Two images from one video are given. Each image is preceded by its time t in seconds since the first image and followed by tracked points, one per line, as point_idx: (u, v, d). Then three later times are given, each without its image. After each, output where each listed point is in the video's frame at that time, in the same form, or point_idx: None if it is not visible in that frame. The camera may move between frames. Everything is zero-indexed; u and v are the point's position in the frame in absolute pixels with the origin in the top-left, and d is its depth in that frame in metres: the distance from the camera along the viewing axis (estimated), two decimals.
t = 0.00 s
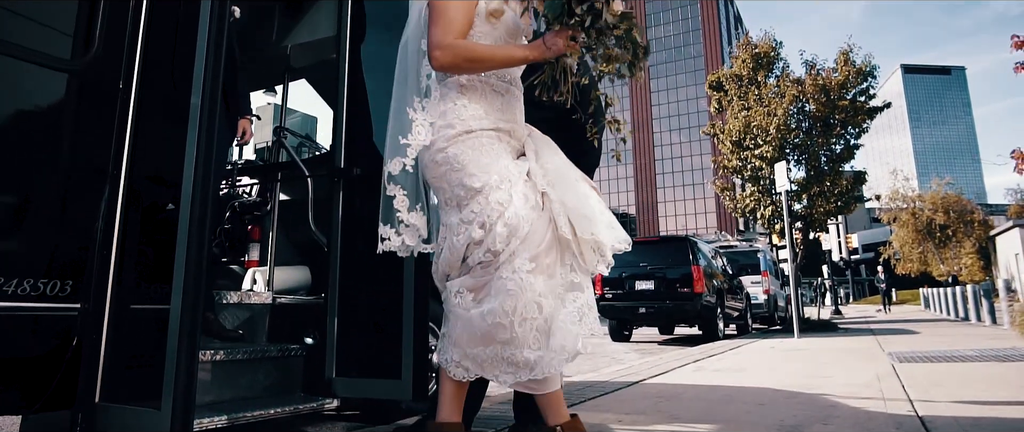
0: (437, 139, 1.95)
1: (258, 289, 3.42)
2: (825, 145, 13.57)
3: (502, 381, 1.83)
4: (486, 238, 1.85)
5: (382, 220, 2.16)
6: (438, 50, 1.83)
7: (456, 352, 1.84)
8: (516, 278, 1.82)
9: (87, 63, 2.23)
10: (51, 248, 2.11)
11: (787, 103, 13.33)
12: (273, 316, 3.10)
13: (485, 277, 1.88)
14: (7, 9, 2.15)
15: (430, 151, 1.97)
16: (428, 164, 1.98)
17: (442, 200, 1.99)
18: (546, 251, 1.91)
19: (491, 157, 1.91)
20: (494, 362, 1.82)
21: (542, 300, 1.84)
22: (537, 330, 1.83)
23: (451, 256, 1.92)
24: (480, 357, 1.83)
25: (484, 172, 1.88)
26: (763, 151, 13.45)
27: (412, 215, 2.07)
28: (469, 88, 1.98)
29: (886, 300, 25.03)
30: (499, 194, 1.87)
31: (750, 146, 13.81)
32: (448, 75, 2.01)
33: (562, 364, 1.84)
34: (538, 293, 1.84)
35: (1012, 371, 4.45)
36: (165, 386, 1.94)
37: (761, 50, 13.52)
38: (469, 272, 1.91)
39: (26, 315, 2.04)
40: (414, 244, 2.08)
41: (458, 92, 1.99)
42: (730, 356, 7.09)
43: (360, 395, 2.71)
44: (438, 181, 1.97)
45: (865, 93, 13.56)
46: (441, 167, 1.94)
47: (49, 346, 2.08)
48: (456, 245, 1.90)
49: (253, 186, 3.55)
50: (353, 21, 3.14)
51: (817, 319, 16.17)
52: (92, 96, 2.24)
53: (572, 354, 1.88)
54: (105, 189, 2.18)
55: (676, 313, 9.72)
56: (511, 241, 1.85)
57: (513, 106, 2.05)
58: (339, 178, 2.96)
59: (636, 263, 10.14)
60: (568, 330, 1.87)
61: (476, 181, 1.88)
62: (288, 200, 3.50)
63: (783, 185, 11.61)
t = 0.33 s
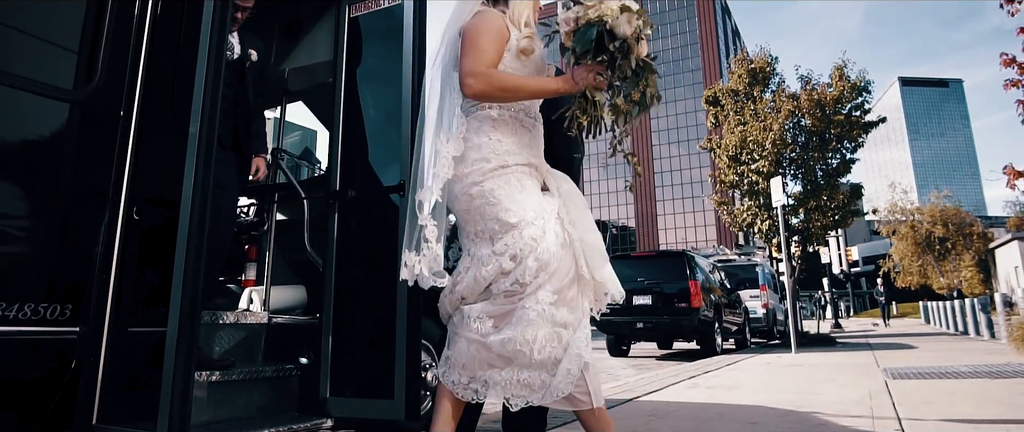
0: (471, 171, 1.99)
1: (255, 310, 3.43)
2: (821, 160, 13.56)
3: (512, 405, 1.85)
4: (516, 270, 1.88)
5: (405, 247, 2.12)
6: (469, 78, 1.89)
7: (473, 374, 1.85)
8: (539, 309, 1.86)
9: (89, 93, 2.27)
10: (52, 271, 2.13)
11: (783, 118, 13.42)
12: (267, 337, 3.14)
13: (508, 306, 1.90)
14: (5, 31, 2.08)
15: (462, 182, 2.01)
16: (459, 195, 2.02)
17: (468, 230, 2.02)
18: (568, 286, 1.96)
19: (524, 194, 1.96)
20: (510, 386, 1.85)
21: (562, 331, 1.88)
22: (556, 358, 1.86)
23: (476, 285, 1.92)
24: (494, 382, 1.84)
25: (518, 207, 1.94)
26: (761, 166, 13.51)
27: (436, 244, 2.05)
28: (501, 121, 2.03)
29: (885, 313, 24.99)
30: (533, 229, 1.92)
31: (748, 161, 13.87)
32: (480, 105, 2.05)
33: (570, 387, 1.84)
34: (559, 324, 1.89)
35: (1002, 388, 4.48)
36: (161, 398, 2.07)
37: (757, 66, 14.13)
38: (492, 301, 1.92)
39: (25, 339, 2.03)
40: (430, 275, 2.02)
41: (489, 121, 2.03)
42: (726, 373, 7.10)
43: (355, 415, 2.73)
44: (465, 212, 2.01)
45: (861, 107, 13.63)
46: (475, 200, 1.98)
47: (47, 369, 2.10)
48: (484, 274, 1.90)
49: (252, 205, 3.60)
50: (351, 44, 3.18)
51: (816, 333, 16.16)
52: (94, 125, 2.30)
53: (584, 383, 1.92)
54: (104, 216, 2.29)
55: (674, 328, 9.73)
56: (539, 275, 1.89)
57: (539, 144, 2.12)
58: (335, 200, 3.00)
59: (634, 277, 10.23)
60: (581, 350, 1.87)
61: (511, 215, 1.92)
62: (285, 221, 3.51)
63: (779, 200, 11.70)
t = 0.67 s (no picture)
0: (513, 203, 2.29)
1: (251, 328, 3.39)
2: (816, 173, 13.97)
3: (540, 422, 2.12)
4: (554, 293, 2.19)
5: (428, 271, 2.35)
6: (515, 111, 2.20)
7: (502, 387, 2.14)
8: (573, 331, 2.15)
9: (88, 120, 2.30)
10: (51, 292, 2.18)
11: (778, 132, 13.72)
12: (263, 354, 3.17)
13: (542, 327, 2.19)
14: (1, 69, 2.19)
15: (504, 209, 2.31)
16: (501, 220, 2.30)
17: (504, 255, 2.30)
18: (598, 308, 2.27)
19: (563, 223, 2.29)
20: (538, 403, 2.13)
21: (595, 354, 2.16)
22: (585, 380, 2.15)
23: (515, 305, 2.21)
24: (521, 399, 2.13)
25: (558, 235, 2.25)
26: (756, 180, 13.49)
27: (456, 271, 2.25)
28: (537, 152, 2.37)
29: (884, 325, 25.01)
30: (572, 255, 2.24)
31: (743, 175, 13.68)
32: (517, 136, 2.37)
33: (599, 408, 2.10)
34: (591, 348, 2.17)
35: (988, 403, 4.56)
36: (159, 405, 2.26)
37: (751, 80, 14.15)
38: (528, 324, 2.21)
39: (24, 360, 2.12)
40: (457, 298, 2.23)
41: (529, 157, 2.36)
42: (721, 388, 7.14)
43: None
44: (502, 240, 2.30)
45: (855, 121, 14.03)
46: (518, 225, 2.27)
47: (43, 389, 2.16)
48: (524, 295, 2.19)
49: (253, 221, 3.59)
50: (346, 69, 3.27)
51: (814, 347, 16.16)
52: (94, 151, 2.32)
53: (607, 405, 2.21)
54: (103, 242, 2.27)
55: (671, 343, 9.76)
56: (574, 298, 2.20)
57: (567, 176, 2.47)
58: (328, 220, 3.06)
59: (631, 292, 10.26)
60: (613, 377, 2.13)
61: (553, 242, 2.23)
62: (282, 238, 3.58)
63: (774, 215, 11.82)
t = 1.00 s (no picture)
0: (545, 220, 2.50)
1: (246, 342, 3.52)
2: (811, 186, 14.05)
3: None
4: (586, 311, 2.41)
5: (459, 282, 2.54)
6: (557, 131, 2.45)
7: (540, 405, 2.34)
8: (608, 349, 2.39)
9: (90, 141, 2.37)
10: (51, 307, 2.21)
11: (773, 145, 13.84)
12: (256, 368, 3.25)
13: (583, 353, 2.38)
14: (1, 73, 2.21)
15: (535, 226, 2.52)
16: (532, 235, 2.51)
17: (535, 272, 2.50)
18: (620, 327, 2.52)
19: (590, 241, 2.53)
20: (574, 425, 2.29)
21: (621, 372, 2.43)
22: (612, 395, 2.38)
23: (552, 327, 2.42)
24: (556, 418, 2.30)
25: (587, 253, 2.49)
26: (751, 191, 13.81)
27: (489, 282, 2.45)
28: (569, 172, 2.63)
29: (882, 338, 24.99)
30: (601, 274, 2.49)
31: (738, 187, 14.17)
32: (548, 156, 2.62)
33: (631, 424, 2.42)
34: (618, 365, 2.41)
35: (978, 417, 4.62)
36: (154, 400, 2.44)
37: (747, 93, 14.31)
38: (564, 345, 2.42)
39: (24, 376, 2.14)
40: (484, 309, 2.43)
41: (561, 180, 2.60)
42: (715, 401, 7.17)
43: None
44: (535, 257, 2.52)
45: (849, 134, 14.20)
46: (549, 241, 2.48)
47: (41, 405, 2.19)
48: (560, 315, 2.40)
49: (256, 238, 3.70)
50: (341, 86, 3.33)
51: (812, 360, 16.17)
52: (94, 170, 2.37)
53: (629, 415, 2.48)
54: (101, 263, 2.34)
55: (667, 355, 9.79)
56: (605, 317, 2.44)
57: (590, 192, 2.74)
58: (323, 237, 3.14)
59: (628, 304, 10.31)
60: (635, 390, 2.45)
61: (584, 261, 2.46)
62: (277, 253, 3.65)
63: (769, 227, 11.93)
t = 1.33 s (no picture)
0: (564, 237, 2.69)
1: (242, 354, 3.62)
2: (807, 196, 14.16)
3: None
4: (595, 326, 2.59)
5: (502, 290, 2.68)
6: (592, 157, 2.69)
7: (564, 415, 2.53)
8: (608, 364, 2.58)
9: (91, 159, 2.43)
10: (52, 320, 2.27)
11: (768, 155, 14.02)
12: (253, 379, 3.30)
13: (581, 363, 2.56)
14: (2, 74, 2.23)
15: (554, 240, 2.72)
16: (550, 249, 2.71)
17: (551, 284, 2.70)
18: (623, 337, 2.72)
19: (603, 260, 2.70)
20: None
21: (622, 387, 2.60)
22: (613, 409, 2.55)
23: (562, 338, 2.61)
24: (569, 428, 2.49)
25: (601, 271, 2.67)
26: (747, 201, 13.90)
27: (528, 290, 2.59)
28: (590, 189, 2.84)
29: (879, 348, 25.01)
30: (610, 292, 2.67)
31: (734, 197, 14.26)
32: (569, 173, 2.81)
33: None
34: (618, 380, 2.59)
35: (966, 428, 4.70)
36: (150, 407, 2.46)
37: (743, 103, 14.60)
38: (567, 355, 2.60)
39: (26, 388, 2.19)
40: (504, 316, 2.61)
41: (584, 196, 2.80)
42: (710, 412, 7.21)
43: None
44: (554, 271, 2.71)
45: (845, 144, 14.29)
46: (566, 256, 2.68)
47: (42, 416, 2.23)
48: (570, 329, 2.59)
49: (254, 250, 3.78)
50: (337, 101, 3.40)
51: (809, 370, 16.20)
52: (94, 188, 2.43)
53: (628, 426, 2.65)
54: (100, 278, 2.39)
55: (663, 365, 9.82)
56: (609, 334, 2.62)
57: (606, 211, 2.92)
58: (318, 251, 3.19)
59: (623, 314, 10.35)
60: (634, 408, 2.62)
61: (598, 279, 2.64)
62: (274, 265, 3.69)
63: (764, 237, 12.03)
